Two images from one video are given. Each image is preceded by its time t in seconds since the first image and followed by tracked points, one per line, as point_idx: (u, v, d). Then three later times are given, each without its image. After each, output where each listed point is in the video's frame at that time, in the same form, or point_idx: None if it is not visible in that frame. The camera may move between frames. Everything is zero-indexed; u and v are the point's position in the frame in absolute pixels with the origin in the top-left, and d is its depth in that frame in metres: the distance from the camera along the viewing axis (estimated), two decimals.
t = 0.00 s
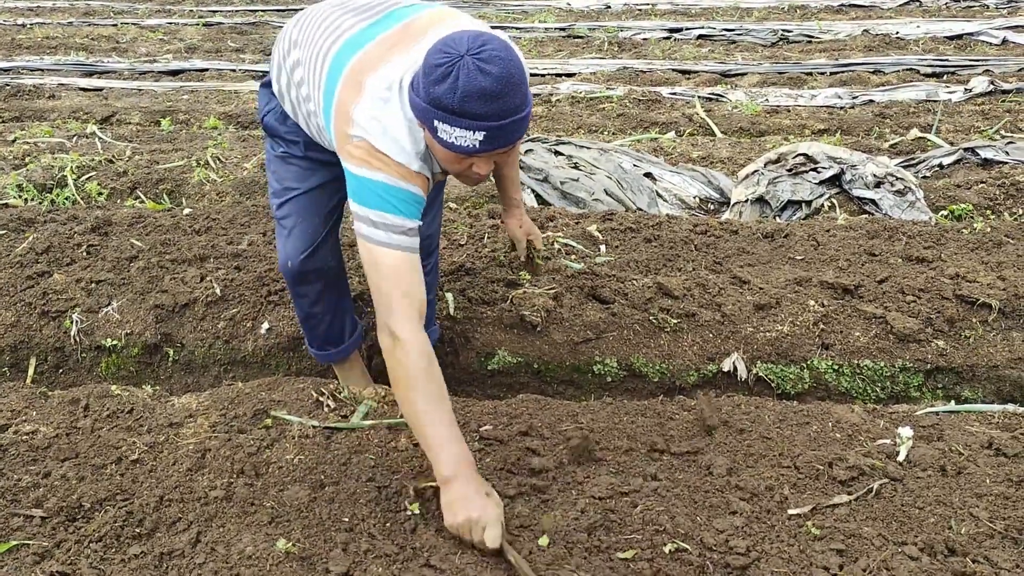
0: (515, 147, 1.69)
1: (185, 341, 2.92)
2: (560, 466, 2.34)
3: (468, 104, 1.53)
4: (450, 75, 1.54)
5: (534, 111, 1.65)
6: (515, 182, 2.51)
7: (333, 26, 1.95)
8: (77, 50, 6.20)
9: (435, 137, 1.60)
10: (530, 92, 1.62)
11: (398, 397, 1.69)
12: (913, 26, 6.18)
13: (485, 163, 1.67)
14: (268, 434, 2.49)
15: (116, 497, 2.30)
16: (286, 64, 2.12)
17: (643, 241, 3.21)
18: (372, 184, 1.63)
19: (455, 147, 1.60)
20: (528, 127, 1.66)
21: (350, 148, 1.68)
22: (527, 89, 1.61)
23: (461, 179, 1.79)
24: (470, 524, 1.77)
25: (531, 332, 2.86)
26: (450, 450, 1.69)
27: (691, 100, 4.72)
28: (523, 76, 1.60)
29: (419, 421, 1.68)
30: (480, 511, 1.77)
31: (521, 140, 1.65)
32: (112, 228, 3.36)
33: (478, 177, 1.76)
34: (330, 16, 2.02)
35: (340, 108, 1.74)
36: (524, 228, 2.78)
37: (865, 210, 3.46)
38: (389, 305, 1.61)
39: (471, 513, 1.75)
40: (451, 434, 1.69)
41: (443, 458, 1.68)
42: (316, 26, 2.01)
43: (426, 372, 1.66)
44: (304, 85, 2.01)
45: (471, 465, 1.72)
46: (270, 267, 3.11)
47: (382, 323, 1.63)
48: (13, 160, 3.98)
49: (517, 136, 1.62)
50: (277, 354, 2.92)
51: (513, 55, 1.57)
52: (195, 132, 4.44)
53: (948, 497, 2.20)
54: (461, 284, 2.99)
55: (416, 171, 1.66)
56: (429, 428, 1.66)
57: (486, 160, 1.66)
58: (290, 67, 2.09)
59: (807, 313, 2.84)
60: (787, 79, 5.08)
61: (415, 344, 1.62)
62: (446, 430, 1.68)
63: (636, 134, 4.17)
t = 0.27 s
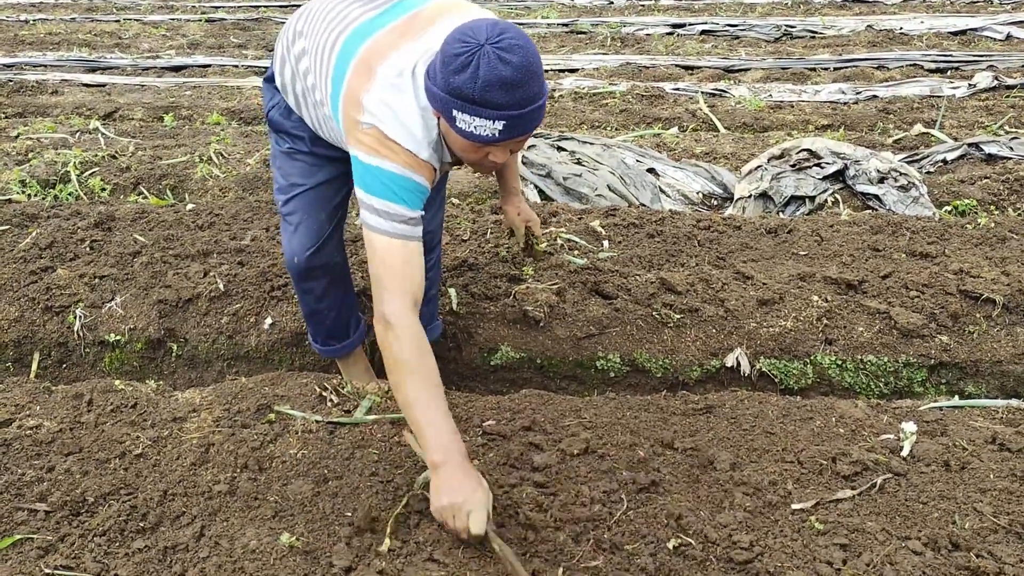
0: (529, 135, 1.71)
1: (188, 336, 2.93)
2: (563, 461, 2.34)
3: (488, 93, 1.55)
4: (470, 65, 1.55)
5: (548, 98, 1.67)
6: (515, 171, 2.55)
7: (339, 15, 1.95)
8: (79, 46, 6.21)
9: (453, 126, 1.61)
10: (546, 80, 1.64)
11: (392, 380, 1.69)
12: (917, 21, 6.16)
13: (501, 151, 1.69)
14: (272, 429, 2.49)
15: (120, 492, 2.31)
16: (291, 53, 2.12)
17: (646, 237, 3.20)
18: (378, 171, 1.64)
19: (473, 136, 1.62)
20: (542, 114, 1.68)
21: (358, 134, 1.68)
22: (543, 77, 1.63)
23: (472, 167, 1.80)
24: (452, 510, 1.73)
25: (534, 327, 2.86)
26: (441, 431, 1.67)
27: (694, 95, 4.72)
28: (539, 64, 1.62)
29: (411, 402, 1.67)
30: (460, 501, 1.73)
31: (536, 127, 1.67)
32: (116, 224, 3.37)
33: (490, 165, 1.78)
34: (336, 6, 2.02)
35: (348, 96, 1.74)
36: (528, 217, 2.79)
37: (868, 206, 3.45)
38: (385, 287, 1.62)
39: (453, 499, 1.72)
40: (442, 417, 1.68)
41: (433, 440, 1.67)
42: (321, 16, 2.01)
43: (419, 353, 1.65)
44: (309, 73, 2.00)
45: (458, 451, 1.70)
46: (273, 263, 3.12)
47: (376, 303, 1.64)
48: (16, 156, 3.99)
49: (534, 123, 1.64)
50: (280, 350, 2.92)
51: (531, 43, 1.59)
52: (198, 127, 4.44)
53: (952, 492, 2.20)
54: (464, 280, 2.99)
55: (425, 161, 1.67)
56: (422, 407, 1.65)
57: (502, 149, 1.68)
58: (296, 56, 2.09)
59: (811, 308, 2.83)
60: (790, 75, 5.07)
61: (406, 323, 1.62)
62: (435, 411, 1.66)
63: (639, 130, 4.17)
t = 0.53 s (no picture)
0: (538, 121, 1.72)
1: (191, 333, 2.93)
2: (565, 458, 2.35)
3: (502, 74, 1.56)
4: (486, 47, 1.55)
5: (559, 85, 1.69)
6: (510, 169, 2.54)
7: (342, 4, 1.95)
8: (81, 42, 6.21)
9: (465, 108, 1.61)
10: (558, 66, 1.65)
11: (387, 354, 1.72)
12: (920, 18, 6.15)
13: (510, 136, 1.70)
14: (275, 425, 2.50)
15: (124, 488, 2.32)
16: (292, 44, 2.11)
17: (648, 234, 3.21)
18: (375, 155, 1.63)
19: (485, 119, 1.62)
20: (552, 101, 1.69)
21: (361, 118, 1.67)
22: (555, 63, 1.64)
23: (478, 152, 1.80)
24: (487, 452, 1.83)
25: (536, 324, 2.86)
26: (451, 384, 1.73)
27: (696, 92, 4.71)
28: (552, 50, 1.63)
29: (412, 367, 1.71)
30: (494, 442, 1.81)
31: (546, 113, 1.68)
32: (119, 221, 3.37)
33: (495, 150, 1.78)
34: None
35: (353, 79, 1.73)
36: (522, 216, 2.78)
37: (871, 203, 3.45)
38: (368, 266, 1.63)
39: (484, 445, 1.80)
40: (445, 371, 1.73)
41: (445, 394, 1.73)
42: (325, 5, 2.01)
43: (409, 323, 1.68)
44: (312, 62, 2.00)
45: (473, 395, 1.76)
46: (276, 260, 3.12)
47: (358, 289, 1.65)
48: (19, 152, 3.99)
49: (545, 109, 1.65)
50: (283, 346, 2.93)
51: (546, 29, 1.60)
52: (200, 124, 4.44)
53: (954, 489, 2.20)
54: (466, 277, 3.00)
55: (426, 145, 1.66)
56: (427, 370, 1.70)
57: (512, 133, 1.69)
58: (297, 46, 2.09)
59: (813, 305, 2.84)
60: (793, 72, 5.07)
61: (389, 302, 1.64)
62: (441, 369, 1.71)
63: (641, 127, 4.17)
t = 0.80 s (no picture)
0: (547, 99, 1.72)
1: (190, 330, 2.94)
2: (563, 455, 2.35)
3: (511, 47, 1.56)
4: (494, 22, 1.56)
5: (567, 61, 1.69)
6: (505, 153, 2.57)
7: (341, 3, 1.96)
8: (81, 40, 6.21)
9: (476, 87, 1.61)
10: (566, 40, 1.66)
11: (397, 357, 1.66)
12: (919, 17, 6.15)
13: (520, 116, 1.69)
14: (273, 422, 2.50)
15: (123, 485, 2.32)
16: (292, 44, 2.11)
17: (647, 232, 3.21)
18: (387, 147, 1.61)
19: (495, 96, 1.62)
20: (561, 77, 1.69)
21: (371, 112, 1.66)
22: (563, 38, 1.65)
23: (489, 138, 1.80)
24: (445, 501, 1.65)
25: (535, 322, 2.87)
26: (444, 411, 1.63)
27: (695, 91, 4.72)
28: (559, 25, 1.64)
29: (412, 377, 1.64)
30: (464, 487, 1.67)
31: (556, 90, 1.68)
32: (118, 218, 3.37)
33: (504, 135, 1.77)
34: None
35: (360, 76, 1.74)
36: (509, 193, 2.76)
37: (869, 202, 3.45)
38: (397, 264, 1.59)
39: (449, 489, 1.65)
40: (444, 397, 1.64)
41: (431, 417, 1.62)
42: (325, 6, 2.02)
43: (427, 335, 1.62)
44: (315, 62, 2.00)
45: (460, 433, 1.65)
46: (275, 258, 3.13)
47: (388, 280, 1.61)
48: (18, 150, 3.99)
49: (555, 84, 1.65)
50: (282, 344, 2.93)
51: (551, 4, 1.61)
52: (200, 122, 4.45)
53: (951, 486, 2.21)
54: (465, 274, 3.00)
55: (439, 133, 1.65)
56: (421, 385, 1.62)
57: (522, 112, 1.68)
58: (298, 46, 2.09)
59: (812, 303, 2.84)
60: (792, 71, 5.07)
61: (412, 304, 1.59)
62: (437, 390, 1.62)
63: (640, 125, 4.17)
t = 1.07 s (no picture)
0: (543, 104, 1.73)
1: (190, 330, 2.94)
2: (563, 455, 2.36)
3: (509, 51, 1.57)
4: (493, 25, 1.57)
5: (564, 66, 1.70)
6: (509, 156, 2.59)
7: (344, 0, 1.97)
8: (82, 40, 6.22)
9: (474, 89, 1.62)
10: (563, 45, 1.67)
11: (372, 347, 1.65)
12: (919, 18, 6.16)
13: (517, 118, 1.70)
14: (274, 423, 2.51)
15: (123, 485, 2.33)
16: (295, 41, 2.11)
17: (647, 233, 3.21)
18: (381, 141, 1.60)
19: (494, 99, 1.63)
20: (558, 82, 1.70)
21: (368, 107, 1.66)
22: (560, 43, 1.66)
23: (486, 139, 1.81)
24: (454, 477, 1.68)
25: (535, 323, 2.87)
26: (422, 395, 1.63)
27: (696, 92, 4.72)
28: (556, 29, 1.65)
29: (390, 365, 1.62)
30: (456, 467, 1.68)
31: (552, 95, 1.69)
32: (119, 218, 3.38)
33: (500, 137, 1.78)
34: None
35: (359, 70, 1.74)
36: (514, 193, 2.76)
37: (869, 203, 3.45)
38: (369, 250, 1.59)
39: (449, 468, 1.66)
40: (424, 380, 1.63)
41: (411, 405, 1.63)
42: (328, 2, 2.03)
43: (401, 321, 1.62)
44: (317, 59, 2.00)
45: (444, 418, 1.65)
46: (275, 259, 3.13)
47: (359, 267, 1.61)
48: (19, 150, 4.00)
49: (552, 89, 1.66)
50: (282, 344, 2.93)
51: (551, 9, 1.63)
52: (200, 122, 4.45)
53: (949, 488, 2.21)
54: (465, 275, 3.01)
55: (433, 132, 1.64)
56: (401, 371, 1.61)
57: (519, 116, 1.69)
58: (300, 42, 2.10)
59: (811, 304, 2.84)
60: (792, 72, 5.07)
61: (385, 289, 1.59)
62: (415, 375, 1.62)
63: (640, 126, 4.17)
